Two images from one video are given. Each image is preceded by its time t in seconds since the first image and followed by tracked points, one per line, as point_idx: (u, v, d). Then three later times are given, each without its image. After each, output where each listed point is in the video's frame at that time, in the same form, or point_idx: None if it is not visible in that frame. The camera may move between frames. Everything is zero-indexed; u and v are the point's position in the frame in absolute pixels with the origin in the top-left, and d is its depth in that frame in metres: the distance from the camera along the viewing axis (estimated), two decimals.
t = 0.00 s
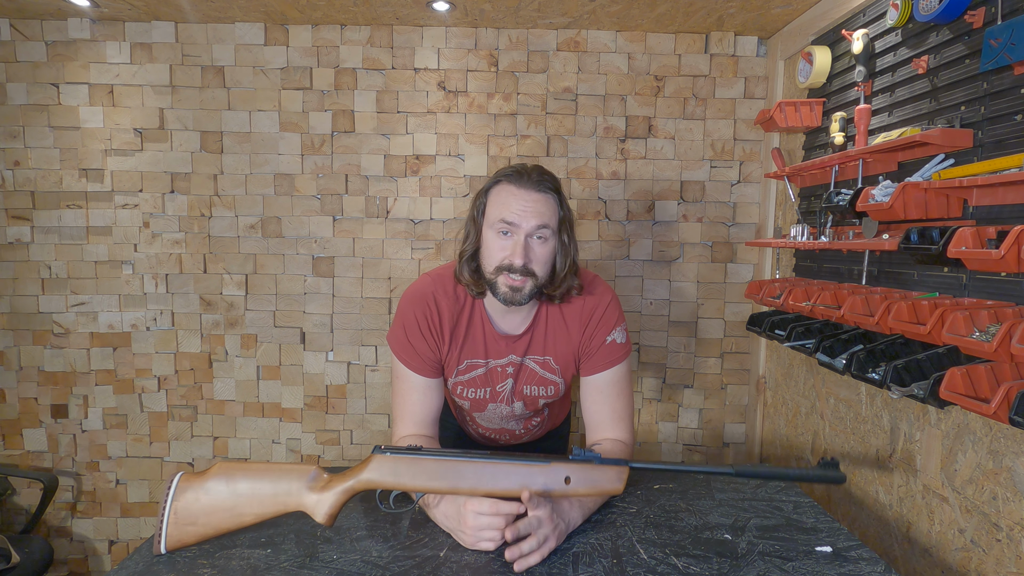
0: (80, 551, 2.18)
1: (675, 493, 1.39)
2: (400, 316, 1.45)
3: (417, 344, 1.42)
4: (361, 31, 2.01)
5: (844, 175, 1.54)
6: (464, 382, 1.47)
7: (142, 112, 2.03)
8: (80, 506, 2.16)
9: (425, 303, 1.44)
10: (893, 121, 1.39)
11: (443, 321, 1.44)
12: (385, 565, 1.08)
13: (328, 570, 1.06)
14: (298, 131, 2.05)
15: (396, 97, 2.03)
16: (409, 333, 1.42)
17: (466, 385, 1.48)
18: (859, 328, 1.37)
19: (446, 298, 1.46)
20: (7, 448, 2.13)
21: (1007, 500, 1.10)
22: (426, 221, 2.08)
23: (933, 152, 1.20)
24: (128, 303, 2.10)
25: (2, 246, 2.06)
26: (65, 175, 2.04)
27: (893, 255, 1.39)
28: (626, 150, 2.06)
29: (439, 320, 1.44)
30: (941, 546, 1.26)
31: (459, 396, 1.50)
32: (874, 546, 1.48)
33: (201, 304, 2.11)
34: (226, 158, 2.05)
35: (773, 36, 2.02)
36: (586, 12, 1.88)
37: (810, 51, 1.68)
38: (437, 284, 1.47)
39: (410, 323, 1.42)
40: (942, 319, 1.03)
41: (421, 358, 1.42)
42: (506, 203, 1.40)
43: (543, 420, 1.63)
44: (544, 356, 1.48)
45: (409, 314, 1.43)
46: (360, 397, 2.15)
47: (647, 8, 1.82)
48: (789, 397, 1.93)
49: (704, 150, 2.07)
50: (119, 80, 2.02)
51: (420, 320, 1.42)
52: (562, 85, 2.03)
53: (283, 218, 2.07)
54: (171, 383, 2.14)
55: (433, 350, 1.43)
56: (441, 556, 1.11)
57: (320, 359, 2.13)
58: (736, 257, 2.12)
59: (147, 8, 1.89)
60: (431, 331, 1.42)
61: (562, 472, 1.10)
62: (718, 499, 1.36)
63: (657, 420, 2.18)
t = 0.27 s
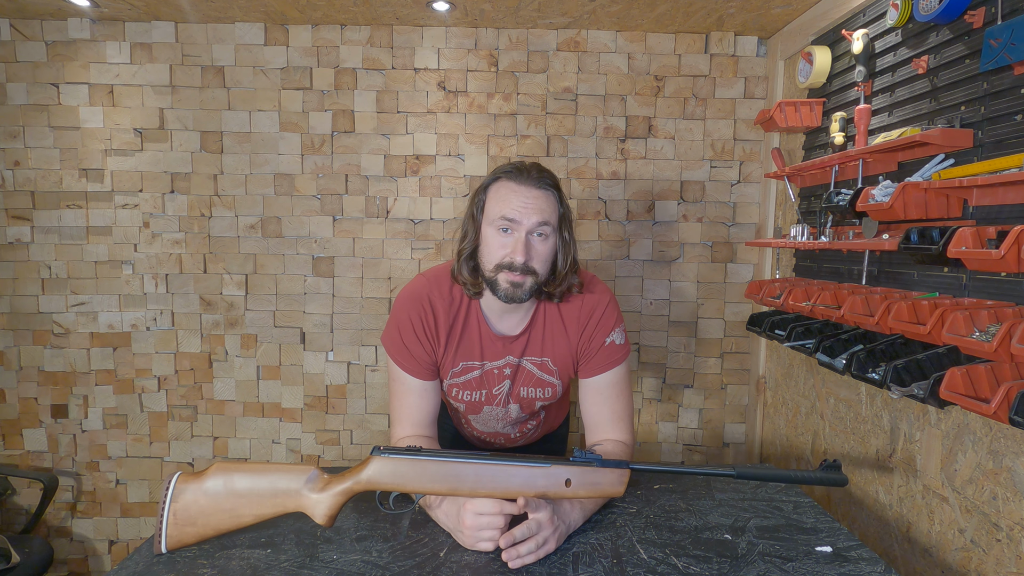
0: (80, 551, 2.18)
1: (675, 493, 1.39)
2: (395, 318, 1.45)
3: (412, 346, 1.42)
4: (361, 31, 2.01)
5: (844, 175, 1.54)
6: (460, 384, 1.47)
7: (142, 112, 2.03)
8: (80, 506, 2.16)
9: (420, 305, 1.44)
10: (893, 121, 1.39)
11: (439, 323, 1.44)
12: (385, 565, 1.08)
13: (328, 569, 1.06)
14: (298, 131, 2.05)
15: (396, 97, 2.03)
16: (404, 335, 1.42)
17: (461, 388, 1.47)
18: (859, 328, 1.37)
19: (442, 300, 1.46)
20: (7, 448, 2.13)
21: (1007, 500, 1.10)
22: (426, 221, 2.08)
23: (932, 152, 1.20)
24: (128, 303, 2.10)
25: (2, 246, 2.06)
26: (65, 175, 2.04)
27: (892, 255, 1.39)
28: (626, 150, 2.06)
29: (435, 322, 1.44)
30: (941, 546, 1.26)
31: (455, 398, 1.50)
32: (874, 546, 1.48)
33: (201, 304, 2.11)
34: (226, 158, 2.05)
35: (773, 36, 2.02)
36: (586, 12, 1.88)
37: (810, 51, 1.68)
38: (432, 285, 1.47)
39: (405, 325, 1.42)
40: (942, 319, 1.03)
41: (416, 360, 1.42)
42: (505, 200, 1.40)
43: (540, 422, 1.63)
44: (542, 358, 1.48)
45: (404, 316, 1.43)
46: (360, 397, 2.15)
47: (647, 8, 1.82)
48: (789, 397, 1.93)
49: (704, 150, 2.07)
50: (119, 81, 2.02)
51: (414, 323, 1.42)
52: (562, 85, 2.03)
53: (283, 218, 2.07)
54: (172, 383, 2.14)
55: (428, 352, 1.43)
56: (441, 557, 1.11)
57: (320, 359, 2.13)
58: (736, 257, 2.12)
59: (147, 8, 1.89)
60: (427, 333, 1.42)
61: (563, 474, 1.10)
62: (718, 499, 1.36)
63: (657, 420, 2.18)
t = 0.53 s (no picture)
0: (80, 551, 2.18)
1: (675, 493, 1.39)
2: (393, 320, 1.45)
3: (411, 349, 1.42)
4: (361, 31, 2.01)
5: (844, 174, 1.54)
6: (458, 387, 1.47)
7: (142, 112, 2.03)
8: (80, 506, 2.16)
9: (418, 307, 1.44)
10: (893, 121, 1.39)
11: (437, 325, 1.44)
12: (385, 565, 1.08)
13: (327, 570, 1.06)
14: (298, 131, 2.05)
15: (396, 97, 2.03)
16: (402, 338, 1.42)
17: (460, 390, 1.47)
18: (859, 329, 1.37)
19: (440, 302, 1.46)
20: (7, 448, 2.13)
21: (1007, 500, 1.10)
22: (426, 221, 2.08)
23: (933, 152, 1.20)
24: (128, 303, 2.10)
25: (2, 245, 2.06)
26: (65, 175, 2.04)
27: (892, 255, 1.39)
28: (626, 150, 2.06)
29: (433, 325, 1.43)
30: (941, 546, 1.26)
31: (454, 400, 1.50)
32: (874, 546, 1.48)
33: (201, 304, 2.11)
34: (226, 158, 2.05)
35: (773, 36, 2.02)
36: (586, 12, 1.88)
37: (810, 51, 1.68)
38: (430, 287, 1.47)
39: (403, 328, 1.42)
40: (942, 320, 1.03)
41: (414, 362, 1.42)
42: (505, 203, 1.39)
43: (539, 424, 1.63)
44: (541, 359, 1.48)
45: (403, 318, 1.43)
46: (360, 397, 2.15)
47: (647, 8, 1.82)
48: (789, 397, 1.93)
49: (704, 150, 2.07)
50: (119, 81, 2.02)
51: (413, 325, 1.42)
52: (562, 85, 2.03)
53: (283, 218, 2.07)
54: (171, 383, 2.14)
55: (426, 355, 1.43)
56: (441, 557, 1.11)
57: (320, 359, 2.13)
58: (736, 257, 2.12)
59: (148, 8, 1.89)
60: (425, 335, 1.42)
61: (561, 481, 1.09)
62: (718, 499, 1.36)
63: (657, 420, 2.18)
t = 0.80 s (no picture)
0: (80, 551, 2.18)
1: (675, 493, 1.39)
2: (395, 320, 1.44)
3: (413, 349, 1.41)
4: (361, 31, 2.01)
5: (844, 175, 1.54)
6: (460, 387, 1.47)
7: (142, 112, 2.03)
8: (80, 506, 2.16)
9: (421, 306, 1.44)
10: (893, 121, 1.39)
11: (440, 325, 1.44)
12: (385, 565, 1.08)
13: (328, 570, 1.06)
14: (298, 131, 2.05)
15: (396, 97, 2.03)
16: (404, 337, 1.42)
17: (462, 390, 1.47)
18: (859, 328, 1.37)
19: (442, 302, 1.45)
20: (7, 448, 2.13)
21: (1007, 500, 1.10)
22: (426, 221, 2.08)
23: (933, 152, 1.20)
24: (128, 303, 2.10)
25: (2, 245, 2.06)
26: (65, 175, 2.04)
27: (892, 255, 1.39)
28: (626, 150, 2.06)
29: (436, 324, 1.43)
30: (941, 546, 1.26)
31: (456, 400, 1.50)
32: (874, 546, 1.48)
33: (201, 304, 2.11)
34: (226, 158, 2.05)
35: (773, 36, 2.02)
36: (586, 12, 1.88)
37: (810, 51, 1.68)
38: (432, 287, 1.47)
39: (406, 327, 1.42)
40: (942, 319, 1.03)
41: (416, 363, 1.41)
42: (510, 203, 1.39)
43: (540, 423, 1.63)
44: (543, 358, 1.48)
45: (405, 318, 1.43)
46: (360, 397, 2.15)
47: (647, 8, 1.82)
48: (789, 397, 1.93)
49: (704, 150, 2.07)
50: (119, 81, 2.02)
51: (416, 324, 1.42)
52: (562, 85, 2.03)
53: (283, 218, 2.07)
54: (172, 383, 2.14)
55: (429, 355, 1.42)
56: (441, 557, 1.11)
57: (320, 359, 2.13)
58: (736, 257, 2.12)
59: (148, 8, 1.89)
60: (428, 336, 1.42)
61: (562, 480, 1.09)
62: (718, 499, 1.36)
63: (657, 420, 2.18)
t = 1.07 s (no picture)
0: (80, 551, 2.18)
1: (675, 493, 1.39)
2: (399, 318, 1.44)
3: (417, 347, 1.41)
4: (361, 31, 2.01)
5: (844, 175, 1.54)
6: (463, 386, 1.47)
7: (142, 112, 2.03)
8: (80, 506, 2.16)
9: (424, 305, 1.44)
10: (893, 121, 1.39)
11: (443, 323, 1.44)
12: (385, 565, 1.08)
13: (328, 570, 1.06)
14: (298, 131, 2.05)
15: (396, 97, 2.03)
16: (408, 335, 1.42)
17: (465, 389, 1.48)
18: (858, 328, 1.37)
19: (446, 300, 1.46)
20: (7, 448, 2.13)
21: (1007, 500, 1.10)
22: (426, 221, 2.08)
23: (933, 152, 1.20)
24: (128, 303, 2.10)
25: (2, 245, 2.06)
26: (65, 175, 2.04)
27: (892, 255, 1.39)
28: (626, 150, 2.06)
29: (439, 323, 1.43)
30: (941, 546, 1.26)
31: (458, 399, 1.50)
32: (874, 546, 1.48)
33: (201, 304, 2.11)
34: (226, 158, 2.05)
35: (773, 36, 2.02)
36: (586, 12, 1.88)
37: (810, 51, 1.68)
38: (436, 286, 1.47)
39: (410, 325, 1.42)
40: (942, 319, 1.03)
41: (421, 360, 1.41)
42: (506, 220, 1.36)
43: (540, 421, 1.64)
44: (543, 358, 1.48)
45: (409, 316, 1.43)
46: (360, 397, 2.15)
47: (647, 8, 1.82)
48: (789, 397, 1.93)
49: (704, 150, 2.07)
50: (119, 80, 2.02)
51: (419, 322, 1.42)
52: (562, 85, 2.03)
53: (283, 218, 2.07)
54: (172, 383, 2.14)
55: (432, 353, 1.42)
56: (441, 557, 1.11)
57: (320, 359, 2.13)
58: (736, 257, 2.12)
59: (148, 8, 1.89)
60: (431, 334, 1.42)
61: (562, 479, 1.09)
62: (718, 499, 1.36)
63: (657, 420, 2.18)
